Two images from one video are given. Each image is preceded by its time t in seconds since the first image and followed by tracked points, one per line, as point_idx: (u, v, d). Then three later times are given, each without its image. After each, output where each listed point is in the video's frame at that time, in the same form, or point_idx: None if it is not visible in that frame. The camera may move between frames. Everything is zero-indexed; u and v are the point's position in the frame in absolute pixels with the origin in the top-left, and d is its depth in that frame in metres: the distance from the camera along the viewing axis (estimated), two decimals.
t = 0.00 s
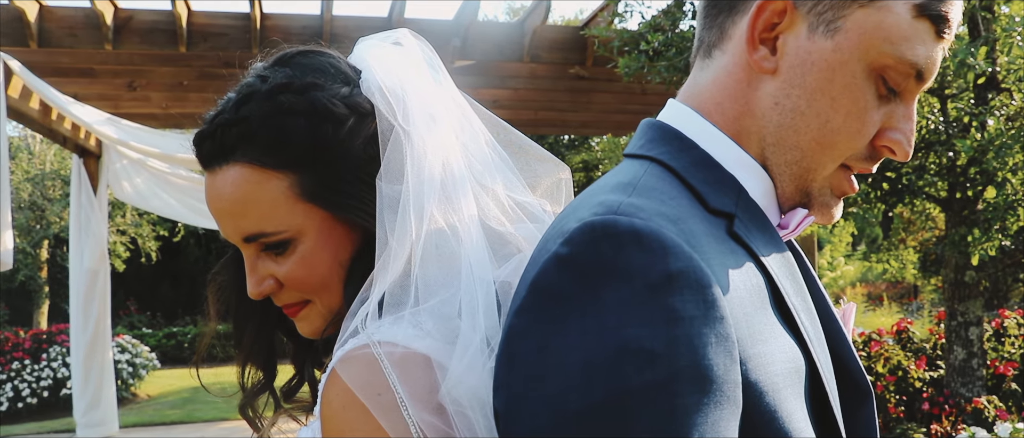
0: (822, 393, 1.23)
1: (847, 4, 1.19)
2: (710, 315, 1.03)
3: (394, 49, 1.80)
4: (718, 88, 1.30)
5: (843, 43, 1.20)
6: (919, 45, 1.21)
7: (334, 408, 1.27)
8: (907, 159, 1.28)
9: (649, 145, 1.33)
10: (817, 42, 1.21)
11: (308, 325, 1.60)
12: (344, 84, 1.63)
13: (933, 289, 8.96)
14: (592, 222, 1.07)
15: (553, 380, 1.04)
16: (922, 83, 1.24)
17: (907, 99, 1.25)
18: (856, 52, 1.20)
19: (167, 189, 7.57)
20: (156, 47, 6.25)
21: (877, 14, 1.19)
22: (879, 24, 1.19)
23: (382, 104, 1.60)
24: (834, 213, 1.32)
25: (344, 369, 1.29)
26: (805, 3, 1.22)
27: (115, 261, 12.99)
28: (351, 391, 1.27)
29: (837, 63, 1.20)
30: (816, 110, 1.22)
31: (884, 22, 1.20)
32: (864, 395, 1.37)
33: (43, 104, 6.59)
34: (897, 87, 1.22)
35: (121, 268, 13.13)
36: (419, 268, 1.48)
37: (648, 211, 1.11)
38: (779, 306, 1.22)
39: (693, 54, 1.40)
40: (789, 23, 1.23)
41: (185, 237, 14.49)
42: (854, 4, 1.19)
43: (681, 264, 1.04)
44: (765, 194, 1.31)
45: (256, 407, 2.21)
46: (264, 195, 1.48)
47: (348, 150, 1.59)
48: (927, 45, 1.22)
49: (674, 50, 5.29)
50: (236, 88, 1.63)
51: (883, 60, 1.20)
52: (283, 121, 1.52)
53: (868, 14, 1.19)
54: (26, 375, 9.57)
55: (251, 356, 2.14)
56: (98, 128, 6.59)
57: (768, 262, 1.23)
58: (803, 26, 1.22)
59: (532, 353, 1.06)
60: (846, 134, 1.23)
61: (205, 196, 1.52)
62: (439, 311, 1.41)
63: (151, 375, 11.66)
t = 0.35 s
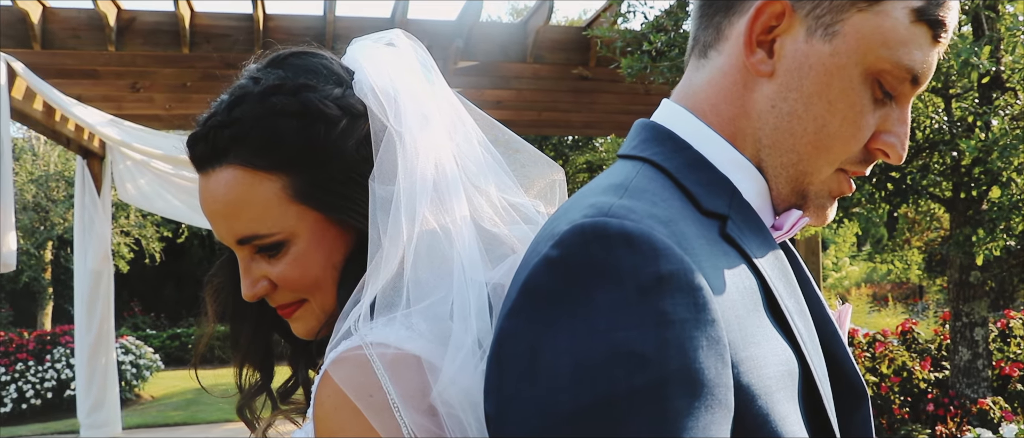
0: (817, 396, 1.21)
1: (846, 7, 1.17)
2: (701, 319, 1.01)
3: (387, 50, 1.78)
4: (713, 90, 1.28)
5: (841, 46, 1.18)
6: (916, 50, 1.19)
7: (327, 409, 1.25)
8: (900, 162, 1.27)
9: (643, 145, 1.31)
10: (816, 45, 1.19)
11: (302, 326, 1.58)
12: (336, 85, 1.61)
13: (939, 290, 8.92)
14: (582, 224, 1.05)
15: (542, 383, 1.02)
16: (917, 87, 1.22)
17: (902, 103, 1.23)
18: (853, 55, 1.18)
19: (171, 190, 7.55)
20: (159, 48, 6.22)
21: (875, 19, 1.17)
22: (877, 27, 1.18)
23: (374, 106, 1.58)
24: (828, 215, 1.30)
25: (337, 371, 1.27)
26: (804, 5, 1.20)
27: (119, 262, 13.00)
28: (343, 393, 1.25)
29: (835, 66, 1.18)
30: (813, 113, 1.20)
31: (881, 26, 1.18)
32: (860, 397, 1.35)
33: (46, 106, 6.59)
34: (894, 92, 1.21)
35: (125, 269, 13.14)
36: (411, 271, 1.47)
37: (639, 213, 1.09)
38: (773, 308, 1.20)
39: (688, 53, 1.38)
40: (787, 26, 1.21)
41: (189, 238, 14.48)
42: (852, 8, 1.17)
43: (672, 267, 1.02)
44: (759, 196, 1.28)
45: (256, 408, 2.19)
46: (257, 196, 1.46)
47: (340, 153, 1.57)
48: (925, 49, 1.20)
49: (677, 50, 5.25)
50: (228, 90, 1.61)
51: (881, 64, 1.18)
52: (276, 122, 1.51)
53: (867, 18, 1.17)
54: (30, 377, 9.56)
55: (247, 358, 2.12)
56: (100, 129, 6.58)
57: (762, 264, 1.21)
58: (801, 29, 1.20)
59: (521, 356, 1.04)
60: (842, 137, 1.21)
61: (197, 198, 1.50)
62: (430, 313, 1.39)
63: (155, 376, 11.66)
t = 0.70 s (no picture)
0: (814, 400, 1.20)
1: (842, 9, 1.17)
2: (694, 323, 1.00)
3: (383, 53, 1.78)
4: (709, 91, 1.27)
5: (837, 47, 1.17)
6: (913, 51, 1.18)
7: (319, 414, 1.25)
8: (898, 164, 1.26)
9: (638, 148, 1.30)
10: (812, 46, 1.18)
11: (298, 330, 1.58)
12: (332, 88, 1.61)
13: (946, 292, 8.88)
14: (575, 229, 1.05)
15: (534, 388, 1.01)
16: (915, 89, 1.21)
17: (901, 105, 1.22)
18: (850, 57, 1.17)
19: (177, 192, 7.57)
20: (166, 50, 6.21)
21: (872, 20, 1.17)
22: (874, 29, 1.17)
23: (370, 109, 1.58)
24: (824, 219, 1.29)
25: (330, 375, 1.26)
26: (800, 7, 1.20)
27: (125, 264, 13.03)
28: (337, 397, 1.25)
29: (831, 68, 1.18)
30: (809, 116, 1.20)
31: (878, 27, 1.17)
32: (858, 401, 1.34)
33: (53, 108, 6.61)
34: (891, 93, 1.20)
35: (132, 271, 13.16)
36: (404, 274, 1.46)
37: (632, 217, 1.08)
38: (768, 312, 1.19)
39: (684, 56, 1.37)
40: (783, 28, 1.20)
41: (195, 240, 14.51)
42: (849, 9, 1.17)
43: (664, 271, 1.01)
44: (755, 198, 1.28)
45: (255, 411, 2.19)
46: (250, 200, 1.47)
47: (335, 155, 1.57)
48: (922, 50, 1.19)
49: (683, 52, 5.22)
50: (223, 93, 1.61)
51: (878, 65, 1.18)
52: (271, 124, 1.51)
53: (863, 19, 1.17)
54: (37, 378, 9.58)
55: (244, 361, 2.12)
56: (107, 131, 6.58)
57: (757, 269, 1.21)
58: (797, 31, 1.19)
59: (514, 362, 1.03)
60: (838, 140, 1.21)
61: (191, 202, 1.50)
62: (425, 316, 1.39)
63: (161, 378, 11.67)
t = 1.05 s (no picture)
0: (812, 404, 1.20)
1: (839, 10, 1.17)
2: (689, 327, 1.00)
3: (385, 57, 1.79)
4: (707, 94, 1.28)
5: (834, 49, 1.17)
6: (911, 53, 1.18)
7: (319, 418, 1.26)
8: (898, 168, 1.25)
9: (636, 151, 1.30)
10: (808, 48, 1.18)
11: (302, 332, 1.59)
12: (332, 92, 1.62)
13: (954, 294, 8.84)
14: (570, 233, 1.05)
15: (529, 392, 1.01)
16: (914, 92, 1.21)
17: (900, 107, 1.22)
18: (847, 60, 1.17)
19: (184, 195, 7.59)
20: (173, 55, 6.22)
21: (869, 21, 1.17)
22: (871, 31, 1.17)
23: (369, 113, 1.58)
24: (821, 222, 1.29)
25: (329, 380, 1.27)
26: (796, 9, 1.20)
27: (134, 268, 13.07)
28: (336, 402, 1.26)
29: (827, 70, 1.18)
30: (806, 118, 1.19)
31: (876, 29, 1.17)
32: (859, 403, 1.34)
33: (61, 112, 6.64)
34: (889, 96, 1.20)
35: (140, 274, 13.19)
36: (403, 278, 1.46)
37: (628, 222, 1.08)
38: (765, 316, 1.19)
39: (684, 58, 1.37)
40: (780, 29, 1.21)
41: (203, 243, 14.55)
42: (846, 10, 1.17)
43: (659, 276, 1.01)
44: (753, 201, 1.28)
45: (260, 413, 2.19)
46: (252, 204, 1.47)
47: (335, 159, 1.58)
48: (920, 53, 1.19)
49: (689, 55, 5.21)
50: (226, 98, 1.62)
51: (876, 68, 1.17)
52: (272, 130, 1.51)
53: (861, 21, 1.17)
54: (47, 381, 9.62)
55: (249, 362, 2.12)
56: (116, 135, 6.59)
57: (755, 273, 1.21)
58: (794, 33, 1.19)
59: (510, 366, 1.04)
60: (835, 143, 1.20)
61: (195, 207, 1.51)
62: (424, 320, 1.39)
63: (169, 381, 11.70)
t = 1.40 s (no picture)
0: (813, 407, 1.20)
1: (840, 14, 1.17)
2: (686, 331, 1.01)
3: (392, 61, 1.80)
4: (710, 98, 1.28)
5: (835, 53, 1.18)
6: (913, 57, 1.18)
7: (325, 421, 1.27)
8: (901, 172, 1.25)
9: (638, 155, 1.31)
10: (810, 52, 1.19)
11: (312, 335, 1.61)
12: (339, 97, 1.63)
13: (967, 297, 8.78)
14: (569, 237, 1.06)
15: (528, 394, 1.02)
16: (918, 96, 1.21)
17: (903, 112, 1.22)
18: (848, 63, 1.18)
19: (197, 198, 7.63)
20: (185, 58, 6.26)
21: (871, 25, 1.17)
22: (873, 35, 1.17)
23: (375, 116, 1.59)
24: (824, 225, 1.29)
25: (335, 382, 1.28)
26: (797, 12, 1.20)
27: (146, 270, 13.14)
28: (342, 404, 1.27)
29: (829, 74, 1.18)
30: (807, 122, 1.20)
31: (878, 33, 1.17)
32: (862, 407, 1.34)
33: (74, 116, 6.69)
34: (892, 100, 1.20)
35: (152, 276, 13.26)
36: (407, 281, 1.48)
37: (627, 225, 1.09)
38: (765, 319, 1.20)
39: (687, 62, 1.38)
40: (781, 32, 1.21)
41: (215, 245, 14.61)
42: (847, 14, 1.17)
43: (656, 279, 1.02)
44: (755, 205, 1.28)
45: (272, 413, 2.21)
46: (261, 209, 1.49)
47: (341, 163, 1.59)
48: (923, 56, 1.19)
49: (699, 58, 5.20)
50: (234, 104, 1.64)
51: (877, 72, 1.18)
52: (280, 135, 1.53)
53: (862, 25, 1.17)
54: (60, 382, 9.69)
55: (260, 363, 2.14)
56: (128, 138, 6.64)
57: (756, 277, 1.21)
58: (795, 36, 1.20)
59: (509, 369, 1.05)
60: (838, 146, 1.21)
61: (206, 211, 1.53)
62: (428, 322, 1.41)
63: (181, 383, 11.76)
